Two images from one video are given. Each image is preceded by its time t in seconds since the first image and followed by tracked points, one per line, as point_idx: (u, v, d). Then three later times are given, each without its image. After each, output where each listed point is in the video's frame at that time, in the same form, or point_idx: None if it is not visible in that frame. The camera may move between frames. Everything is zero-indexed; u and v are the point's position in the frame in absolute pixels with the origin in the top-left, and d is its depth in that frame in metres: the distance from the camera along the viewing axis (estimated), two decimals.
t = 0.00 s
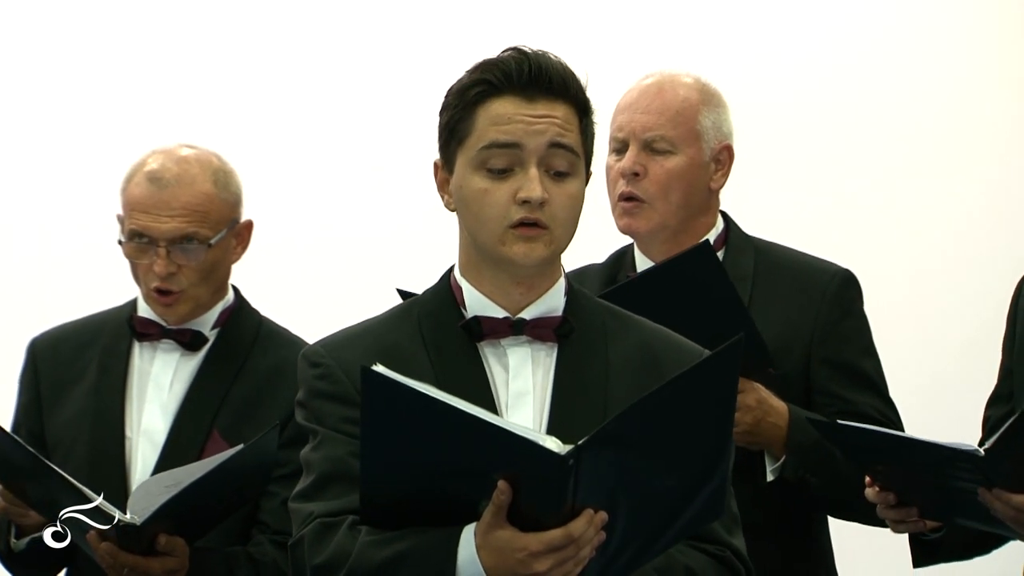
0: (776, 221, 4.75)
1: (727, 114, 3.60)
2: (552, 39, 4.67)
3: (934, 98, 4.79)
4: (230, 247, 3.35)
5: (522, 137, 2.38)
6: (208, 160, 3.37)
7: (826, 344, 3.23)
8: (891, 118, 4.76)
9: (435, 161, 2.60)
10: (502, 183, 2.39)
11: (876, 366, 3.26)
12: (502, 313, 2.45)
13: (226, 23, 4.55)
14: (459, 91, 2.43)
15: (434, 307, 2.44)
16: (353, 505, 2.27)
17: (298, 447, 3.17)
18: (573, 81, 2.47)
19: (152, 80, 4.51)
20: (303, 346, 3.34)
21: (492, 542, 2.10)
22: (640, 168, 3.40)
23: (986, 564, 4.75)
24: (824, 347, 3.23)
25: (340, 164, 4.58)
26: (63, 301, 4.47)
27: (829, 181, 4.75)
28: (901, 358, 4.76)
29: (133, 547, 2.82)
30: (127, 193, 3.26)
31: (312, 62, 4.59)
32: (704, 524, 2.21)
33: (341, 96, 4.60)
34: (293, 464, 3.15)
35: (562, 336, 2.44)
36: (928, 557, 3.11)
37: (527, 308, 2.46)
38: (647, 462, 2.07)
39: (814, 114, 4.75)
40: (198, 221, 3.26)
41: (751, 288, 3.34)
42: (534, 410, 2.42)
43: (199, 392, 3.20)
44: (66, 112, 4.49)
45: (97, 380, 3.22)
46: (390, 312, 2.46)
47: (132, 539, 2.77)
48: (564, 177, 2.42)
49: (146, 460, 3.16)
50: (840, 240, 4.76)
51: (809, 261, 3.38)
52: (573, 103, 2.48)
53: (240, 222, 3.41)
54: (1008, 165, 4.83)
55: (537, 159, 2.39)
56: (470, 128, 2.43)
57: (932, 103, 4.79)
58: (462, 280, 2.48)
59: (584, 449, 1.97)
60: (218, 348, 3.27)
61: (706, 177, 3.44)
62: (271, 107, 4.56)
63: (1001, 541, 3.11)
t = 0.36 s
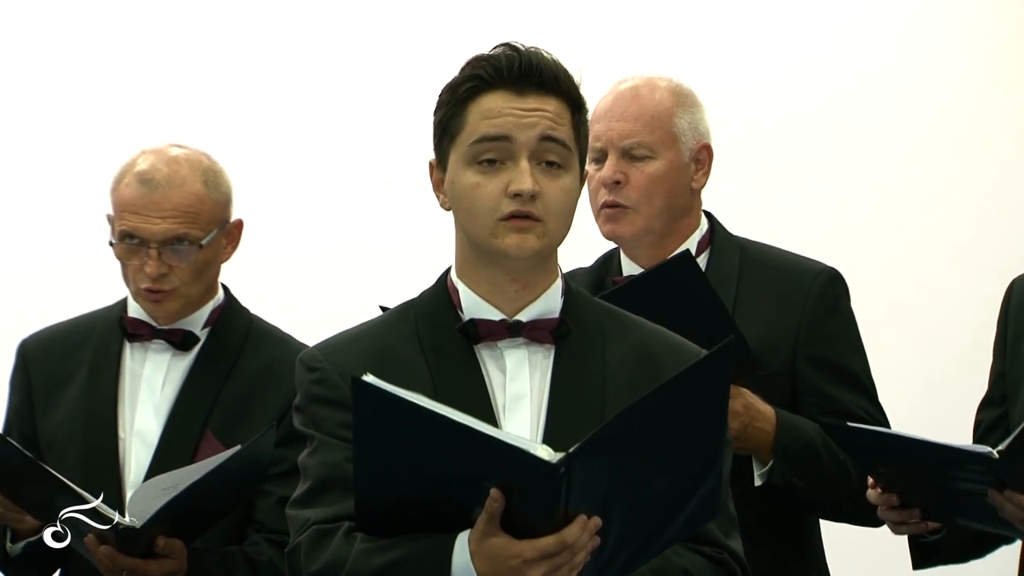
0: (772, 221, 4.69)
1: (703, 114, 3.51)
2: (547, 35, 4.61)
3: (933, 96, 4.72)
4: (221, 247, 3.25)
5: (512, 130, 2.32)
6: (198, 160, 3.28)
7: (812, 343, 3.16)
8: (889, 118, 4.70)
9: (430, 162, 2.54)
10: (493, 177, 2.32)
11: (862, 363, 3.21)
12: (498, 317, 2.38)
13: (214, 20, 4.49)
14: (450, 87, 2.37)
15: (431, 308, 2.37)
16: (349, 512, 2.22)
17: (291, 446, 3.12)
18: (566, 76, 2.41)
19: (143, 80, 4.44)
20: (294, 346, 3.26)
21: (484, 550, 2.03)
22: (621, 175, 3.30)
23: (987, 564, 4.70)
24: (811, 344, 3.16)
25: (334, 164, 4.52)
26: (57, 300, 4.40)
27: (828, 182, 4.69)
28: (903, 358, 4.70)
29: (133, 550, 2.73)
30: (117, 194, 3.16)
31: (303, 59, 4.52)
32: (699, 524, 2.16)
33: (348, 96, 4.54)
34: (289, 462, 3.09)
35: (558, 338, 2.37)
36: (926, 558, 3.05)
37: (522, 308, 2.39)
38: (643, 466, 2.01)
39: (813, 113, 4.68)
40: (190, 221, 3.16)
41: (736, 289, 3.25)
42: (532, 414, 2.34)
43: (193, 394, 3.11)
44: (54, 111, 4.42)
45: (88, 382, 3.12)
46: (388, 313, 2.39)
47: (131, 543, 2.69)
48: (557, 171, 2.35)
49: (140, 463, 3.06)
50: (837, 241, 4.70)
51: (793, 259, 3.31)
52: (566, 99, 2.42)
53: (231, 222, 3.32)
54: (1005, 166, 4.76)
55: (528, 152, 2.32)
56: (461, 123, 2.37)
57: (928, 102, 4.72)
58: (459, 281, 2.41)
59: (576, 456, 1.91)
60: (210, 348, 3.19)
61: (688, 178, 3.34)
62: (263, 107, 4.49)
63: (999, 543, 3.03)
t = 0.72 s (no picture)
0: (771, 224, 4.54)
1: (681, 112, 3.36)
2: (545, 27, 4.44)
3: (932, 96, 4.58)
4: (211, 247, 3.09)
5: (508, 125, 2.21)
6: (187, 159, 3.11)
7: (797, 342, 3.01)
8: (887, 119, 4.55)
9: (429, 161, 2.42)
10: (489, 171, 2.21)
11: (848, 359, 3.06)
12: (497, 317, 2.25)
13: (181, 23, 4.30)
14: (447, 81, 2.27)
15: (429, 309, 2.26)
16: (346, 514, 2.10)
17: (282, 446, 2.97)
18: (567, 76, 2.30)
19: (125, 77, 4.27)
20: (284, 342, 3.11)
21: (477, 556, 1.92)
22: (601, 175, 3.16)
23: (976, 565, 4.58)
24: (796, 342, 3.01)
25: (325, 159, 4.33)
26: (33, 309, 4.21)
27: (827, 184, 4.55)
28: (906, 361, 4.56)
29: (132, 550, 2.59)
30: (105, 194, 3.00)
31: (285, 60, 4.33)
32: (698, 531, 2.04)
33: (336, 93, 4.35)
34: (282, 460, 2.96)
35: (557, 339, 2.25)
36: (919, 555, 2.91)
37: (521, 311, 2.26)
38: (641, 472, 1.90)
39: (814, 117, 4.54)
40: (180, 221, 3.00)
41: (720, 290, 3.12)
42: (530, 416, 2.22)
43: (185, 393, 2.96)
44: (17, 119, 4.24)
45: (80, 382, 2.96)
46: (386, 314, 2.28)
47: (129, 544, 2.56)
48: (554, 168, 2.24)
49: (134, 464, 2.91)
50: (836, 242, 4.56)
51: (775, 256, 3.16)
52: (566, 99, 2.30)
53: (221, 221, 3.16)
54: (1004, 165, 4.63)
55: (525, 147, 2.21)
56: (458, 119, 2.26)
57: (927, 102, 4.58)
58: (456, 281, 2.29)
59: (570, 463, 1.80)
60: (200, 347, 3.03)
61: (668, 176, 3.21)
62: (243, 107, 4.30)
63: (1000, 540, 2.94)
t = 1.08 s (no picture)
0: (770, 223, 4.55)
1: (677, 112, 3.38)
2: (544, 27, 4.44)
3: (932, 96, 4.58)
4: (207, 244, 3.10)
5: (506, 123, 2.22)
6: (184, 156, 3.12)
7: (789, 339, 3.00)
8: (887, 119, 4.56)
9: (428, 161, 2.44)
10: (487, 170, 2.22)
11: (843, 359, 3.06)
12: (496, 317, 2.27)
13: (181, 23, 4.31)
14: (444, 80, 2.28)
15: (428, 310, 2.27)
16: (344, 513, 2.12)
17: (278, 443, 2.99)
18: (564, 74, 2.31)
19: (123, 77, 4.27)
20: (279, 340, 3.12)
21: (476, 554, 1.94)
22: (593, 171, 3.18)
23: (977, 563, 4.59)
24: (787, 338, 3.00)
25: (325, 159, 4.34)
26: (31, 311, 4.22)
27: (826, 184, 4.56)
28: (903, 360, 4.57)
29: (133, 547, 2.60)
30: (102, 191, 3.01)
31: (283, 62, 4.34)
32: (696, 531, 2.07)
33: (336, 93, 4.36)
34: (279, 457, 2.98)
35: (556, 339, 2.26)
36: (912, 549, 2.91)
37: (519, 309, 2.28)
38: (640, 471, 1.91)
39: (813, 118, 4.54)
40: (177, 218, 3.01)
41: (713, 290, 3.10)
42: (529, 416, 2.23)
43: (182, 391, 2.97)
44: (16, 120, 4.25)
45: (76, 381, 2.97)
46: (384, 315, 2.29)
47: (130, 542, 2.57)
48: (552, 166, 2.25)
49: (131, 462, 2.92)
50: (836, 241, 4.57)
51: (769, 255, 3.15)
52: (563, 97, 2.32)
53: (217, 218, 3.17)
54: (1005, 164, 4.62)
55: (522, 146, 2.23)
56: (456, 117, 2.28)
57: (927, 102, 4.58)
58: (454, 281, 2.30)
59: (567, 461, 1.81)
60: (196, 346, 3.04)
61: (661, 175, 3.23)
62: (244, 107, 4.31)
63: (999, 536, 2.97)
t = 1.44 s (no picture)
0: (774, 223, 4.50)
1: (681, 112, 3.39)
2: (540, 26, 4.44)
3: (936, 94, 4.52)
4: (205, 243, 3.14)
5: (501, 123, 2.26)
6: (182, 156, 3.16)
7: (794, 342, 3.00)
8: (890, 118, 4.49)
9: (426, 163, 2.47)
10: (483, 169, 2.26)
11: (844, 360, 3.07)
12: (494, 315, 2.30)
13: (178, 26, 4.33)
14: (440, 81, 2.32)
15: (426, 310, 2.30)
16: (344, 512, 2.15)
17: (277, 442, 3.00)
18: (558, 72, 2.35)
19: (122, 81, 4.31)
20: (275, 340, 3.16)
21: (476, 550, 1.97)
22: (597, 173, 3.18)
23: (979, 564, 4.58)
24: (790, 338, 3.01)
25: (322, 161, 4.36)
26: (32, 309, 4.27)
27: (826, 183, 4.50)
28: (901, 362, 4.51)
29: (138, 550, 2.64)
30: (101, 190, 3.05)
31: (280, 62, 4.35)
32: (698, 526, 2.12)
33: (333, 95, 4.38)
34: (281, 457, 3.00)
35: (555, 337, 2.29)
36: (913, 548, 2.92)
37: (518, 308, 2.31)
38: (638, 466, 1.95)
39: (815, 115, 4.49)
40: (176, 216, 3.05)
41: (717, 287, 3.11)
42: (527, 413, 2.26)
43: (179, 390, 3.00)
44: (14, 124, 4.28)
45: (73, 381, 2.98)
46: (383, 315, 2.33)
47: (136, 543, 2.59)
48: (547, 165, 2.29)
49: (128, 462, 2.94)
50: (838, 245, 4.51)
51: (775, 256, 3.15)
52: (558, 96, 2.36)
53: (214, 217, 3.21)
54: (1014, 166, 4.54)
55: (518, 145, 2.26)
56: (452, 118, 2.31)
57: (928, 102, 4.51)
58: (453, 280, 2.34)
59: (567, 455, 1.83)
60: (193, 345, 3.07)
61: (666, 177, 3.23)
62: (242, 109, 4.33)
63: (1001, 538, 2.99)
